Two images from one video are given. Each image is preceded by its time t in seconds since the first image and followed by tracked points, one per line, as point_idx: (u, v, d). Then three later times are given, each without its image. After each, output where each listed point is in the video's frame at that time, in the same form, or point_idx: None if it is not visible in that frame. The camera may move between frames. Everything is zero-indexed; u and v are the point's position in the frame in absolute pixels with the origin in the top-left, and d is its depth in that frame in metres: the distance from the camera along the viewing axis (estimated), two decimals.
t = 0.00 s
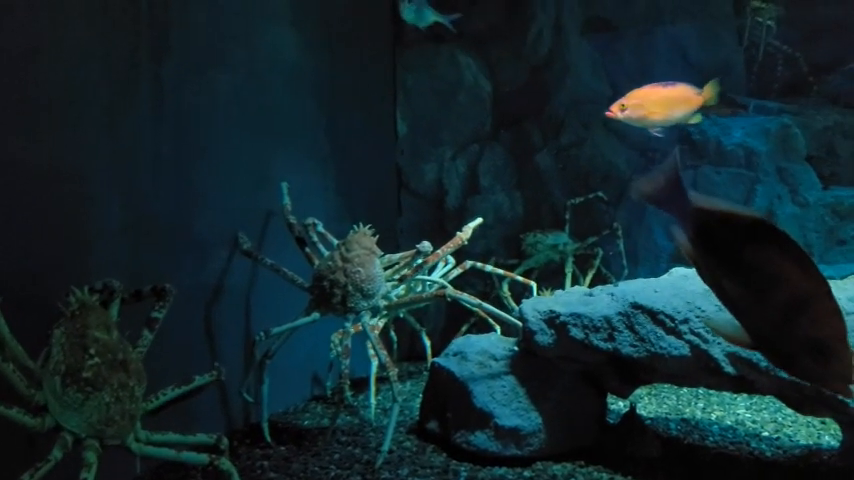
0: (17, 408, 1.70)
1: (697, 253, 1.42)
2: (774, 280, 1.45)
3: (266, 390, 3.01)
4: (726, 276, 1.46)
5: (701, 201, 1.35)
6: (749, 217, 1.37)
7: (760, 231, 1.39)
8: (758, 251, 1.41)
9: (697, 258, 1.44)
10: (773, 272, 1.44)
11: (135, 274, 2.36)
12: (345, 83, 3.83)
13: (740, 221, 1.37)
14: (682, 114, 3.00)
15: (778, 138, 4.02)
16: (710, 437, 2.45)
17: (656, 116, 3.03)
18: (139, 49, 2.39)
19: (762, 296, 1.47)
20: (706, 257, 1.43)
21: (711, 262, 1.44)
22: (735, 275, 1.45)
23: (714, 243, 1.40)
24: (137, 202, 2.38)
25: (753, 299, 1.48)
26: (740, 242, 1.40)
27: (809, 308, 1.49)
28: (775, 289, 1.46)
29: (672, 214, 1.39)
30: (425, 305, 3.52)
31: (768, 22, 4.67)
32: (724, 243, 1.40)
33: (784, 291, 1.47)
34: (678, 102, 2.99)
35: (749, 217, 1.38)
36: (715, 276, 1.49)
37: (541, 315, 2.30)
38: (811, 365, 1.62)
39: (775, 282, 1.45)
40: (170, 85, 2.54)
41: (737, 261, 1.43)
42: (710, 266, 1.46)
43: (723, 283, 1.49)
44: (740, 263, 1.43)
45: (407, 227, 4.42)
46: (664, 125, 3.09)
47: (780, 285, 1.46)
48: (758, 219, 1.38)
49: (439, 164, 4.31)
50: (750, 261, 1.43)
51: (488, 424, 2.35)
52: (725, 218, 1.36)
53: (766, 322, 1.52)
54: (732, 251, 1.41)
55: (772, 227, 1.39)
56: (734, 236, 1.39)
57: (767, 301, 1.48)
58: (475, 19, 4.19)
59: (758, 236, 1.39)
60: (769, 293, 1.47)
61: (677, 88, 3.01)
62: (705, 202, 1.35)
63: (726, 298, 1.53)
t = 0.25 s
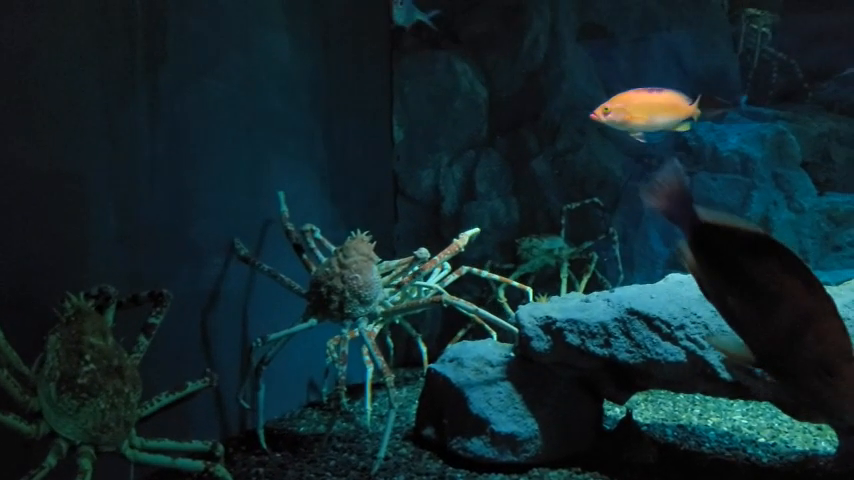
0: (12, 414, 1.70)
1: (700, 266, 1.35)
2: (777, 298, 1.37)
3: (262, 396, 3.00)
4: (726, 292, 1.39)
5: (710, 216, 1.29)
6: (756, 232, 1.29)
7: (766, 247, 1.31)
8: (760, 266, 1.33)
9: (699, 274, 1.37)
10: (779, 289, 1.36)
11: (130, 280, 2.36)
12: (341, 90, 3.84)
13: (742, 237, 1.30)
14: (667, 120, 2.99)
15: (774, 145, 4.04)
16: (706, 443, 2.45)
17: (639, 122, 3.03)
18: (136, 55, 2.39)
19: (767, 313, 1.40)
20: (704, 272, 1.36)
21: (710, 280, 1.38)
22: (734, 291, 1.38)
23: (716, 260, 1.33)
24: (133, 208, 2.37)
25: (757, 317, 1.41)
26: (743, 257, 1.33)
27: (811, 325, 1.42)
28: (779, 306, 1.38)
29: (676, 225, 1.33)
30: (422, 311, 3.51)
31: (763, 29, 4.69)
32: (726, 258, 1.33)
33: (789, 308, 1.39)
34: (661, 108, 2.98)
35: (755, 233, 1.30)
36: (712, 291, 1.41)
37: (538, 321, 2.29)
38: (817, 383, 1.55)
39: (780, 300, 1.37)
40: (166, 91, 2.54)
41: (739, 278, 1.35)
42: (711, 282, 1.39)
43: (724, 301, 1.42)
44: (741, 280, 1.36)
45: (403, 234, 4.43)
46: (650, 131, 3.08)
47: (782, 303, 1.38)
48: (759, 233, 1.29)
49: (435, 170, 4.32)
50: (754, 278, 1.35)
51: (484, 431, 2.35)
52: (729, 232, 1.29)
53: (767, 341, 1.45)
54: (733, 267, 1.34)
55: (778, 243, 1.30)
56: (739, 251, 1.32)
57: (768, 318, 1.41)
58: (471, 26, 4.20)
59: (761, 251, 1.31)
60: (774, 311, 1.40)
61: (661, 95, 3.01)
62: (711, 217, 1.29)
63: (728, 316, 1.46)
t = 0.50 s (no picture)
0: (4, 417, 1.69)
1: (696, 279, 1.19)
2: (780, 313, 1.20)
3: (257, 398, 3.00)
4: (724, 306, 1.22)
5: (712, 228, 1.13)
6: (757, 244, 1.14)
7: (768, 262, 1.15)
8: (758, 278, 1.17)
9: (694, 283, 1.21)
10: (779, 302, 1.19)
11: (124, 281, 2.35)
12: (336, 91, 3.84)
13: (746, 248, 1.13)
14: (650, 122, 2.96)
15: (767, 146, 4.06)
16: (700, 443, 2.46)
17: (621, 122, 3.05)
18: (129, 56, 2.39)
19: (769, 327, 1.22)
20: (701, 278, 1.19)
21: (705, 289, 1.21)
22: (737, 305, 1.21)
23: (710, 270, 1.17)
24: (127, 210, 2.37)
25: (756, 328, 1.23)
26: (740, 270, 1.16)
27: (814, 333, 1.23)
28: (781, 321, 1.21)
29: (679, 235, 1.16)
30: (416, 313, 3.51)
31: (758, 31, 4.78)
32: (723, 270, 1.16)
33: (791, 322, 1.21)
34: (644, 110, 2.95)
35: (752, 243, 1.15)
36: (712, 302, 1.23)
37: (532, 322, 2.30)
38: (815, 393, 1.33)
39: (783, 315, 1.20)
40: (160, 93, 2.53)
41: (733, 293, 1.19)
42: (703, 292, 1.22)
43: (719, 311, 1.24)
44: (741, 294, 1.19)
45: (398, 236, 4.44)
46: (635, 130, 3.07)
47: (785, 319, 1.21)
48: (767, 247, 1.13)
49: (430, 172, 4.32)
50: (751, 289, 1.18)
51: (479, 432, 2.35)
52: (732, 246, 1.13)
53: (773, 354, 1.26)
54: (729, 281, 1.18)
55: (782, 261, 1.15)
56: (734, 265, 1.16)
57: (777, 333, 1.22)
58: (466, 28, 4.21)
59: (766, 266, 1.16)
60: (775, 324, 1.22)
61: (646, 96, 2.96)
62: (714, 231, 1.12)
63: (724, 327, 1.28)
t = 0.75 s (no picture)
0: None
1: (682, 293, 1.06)
2: (775, 325, 1.04)
3: (247, 399, 2.99)
4: (716, 318, 1.07)
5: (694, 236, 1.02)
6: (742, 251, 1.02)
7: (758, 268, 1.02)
8: (749, 287, 1.02)
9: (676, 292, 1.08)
10: (773, 312, 1.03)
11: (111, 282, 2.34)
12: (327, 92, 3.83)
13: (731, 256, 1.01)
14: (628, 121, 2.99)
15: (756, 147, 4.09)
16: (689, 443, 2.47)
17: (600, 119, 3.06)
18: (117, 57, 2.37)
19: (763, 341, 1.06)
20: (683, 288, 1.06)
21: (690, 300, 1.07)
22: (729, 318, 1.06)
23: (694, 278, 1.04)
24: (115, 210, 2.36)
25: (749, 343, 1.07)
26: (728, 278, 1.03)
27: (820, 348, 1.04)
28: (776, 332, 1.04)
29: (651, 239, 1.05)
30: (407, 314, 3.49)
31: (748, 32, 4.80)
32: (707, 279, 1.03)
33: (790, 335, 1.04)
34: (623, 108, 2.98)
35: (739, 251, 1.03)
36: (700, 315, 1.08)
37: (522, 322, 2.30)
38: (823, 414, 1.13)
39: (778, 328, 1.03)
40: (148, 92, 2.52)
41: (720, 303, 1.05)
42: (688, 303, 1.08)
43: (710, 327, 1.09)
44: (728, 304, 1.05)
45: (389, 236, 4.42)
46: (614, 129, 3.09)
47: (782, 333, 1.04)
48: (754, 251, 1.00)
49: (422, 172, 4.32)
50: (742, 298, 1.04)
51: (469, 432, 2.36)
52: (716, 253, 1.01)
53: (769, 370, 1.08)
54: (714, 290, 1.04)
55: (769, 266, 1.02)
56: (721, 273, 1.03)
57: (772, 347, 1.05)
58: (457, 28, 4.21)
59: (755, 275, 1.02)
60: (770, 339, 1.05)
61: (627, 95, 2.99)
62: (698, 240, 1.01)
63: (718, 341, 1.13)
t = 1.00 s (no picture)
0: None
1: (674, 303, 1.13)
2: (767, 335, 1.08)
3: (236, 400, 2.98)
4: (710, 330, 1.12)
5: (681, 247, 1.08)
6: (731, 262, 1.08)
7: (749, 279, 1.07)
8: (740, 298, 1.08)
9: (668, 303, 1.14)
10: (765, 322, 1.08)
11: (98, 283, 2.32)
12: (317, 92, 3.82)
13: (719, 267, 1.07)
14: (606, 120, 2.99)
15: (745, 149, 4.12)
16: (677, 443, 2.49)
17: (579, 118, 3.07)
18: (106, 56, 2.36)
19: (756, 351, 1.10)
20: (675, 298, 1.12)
21: (682, 310, 1.13)
22: (721, 329, 1.11)
23: (685, 287, 1.10)
24: (102, 210, 2.34)
25: (744, 355, 1.12)
26: (718, 288, 1.08)
27: (814, 359, 1.08)
28: (769, 342, 1.09)
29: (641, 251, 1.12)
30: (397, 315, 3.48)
31: (737, 35, 4.84)
32: (698, 289, 1.09)
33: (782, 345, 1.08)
34: (601, 108, 2.98)
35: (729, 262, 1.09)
36: (694, 326, 1.14)
37: (512, 324, 2.31)
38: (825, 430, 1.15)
39: (771, 338, 1.08)
40: (136, 92, 2.50)
41: (713, 314, 1.10)
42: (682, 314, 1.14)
43: (703, 338, 1.14)
44: (720, 314, 1.10)
45: (380, 237, 4.46)
46: (593, 128, 3.10)
47: (775, 343, 1.08)
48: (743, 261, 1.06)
49: (412, 174, 4.32)
50: (733, 309, 1.09)
51: (458, 433, 2.36)
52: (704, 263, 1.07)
53: (764, 382, 1.12)
54: (705, 300, 1.10)
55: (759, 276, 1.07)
56: (712, 283, 1.08)
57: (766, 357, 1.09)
58: (447, 29, 4.21)
59: (746, 285, 1.07)
60: (764, 349, 1.09)
61: (605, 96, 2.99)
62: (685, 252, 1.08)
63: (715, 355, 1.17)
